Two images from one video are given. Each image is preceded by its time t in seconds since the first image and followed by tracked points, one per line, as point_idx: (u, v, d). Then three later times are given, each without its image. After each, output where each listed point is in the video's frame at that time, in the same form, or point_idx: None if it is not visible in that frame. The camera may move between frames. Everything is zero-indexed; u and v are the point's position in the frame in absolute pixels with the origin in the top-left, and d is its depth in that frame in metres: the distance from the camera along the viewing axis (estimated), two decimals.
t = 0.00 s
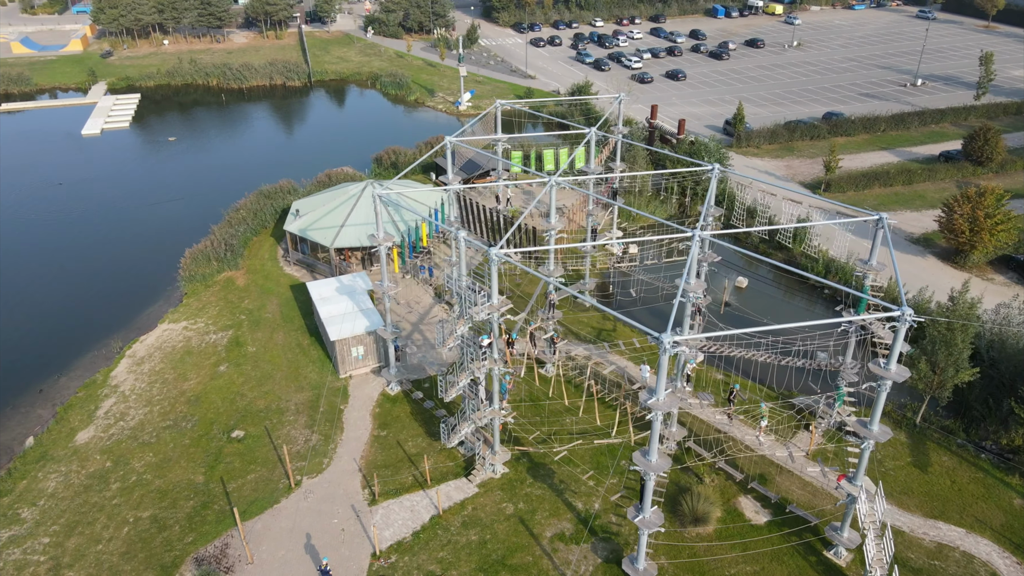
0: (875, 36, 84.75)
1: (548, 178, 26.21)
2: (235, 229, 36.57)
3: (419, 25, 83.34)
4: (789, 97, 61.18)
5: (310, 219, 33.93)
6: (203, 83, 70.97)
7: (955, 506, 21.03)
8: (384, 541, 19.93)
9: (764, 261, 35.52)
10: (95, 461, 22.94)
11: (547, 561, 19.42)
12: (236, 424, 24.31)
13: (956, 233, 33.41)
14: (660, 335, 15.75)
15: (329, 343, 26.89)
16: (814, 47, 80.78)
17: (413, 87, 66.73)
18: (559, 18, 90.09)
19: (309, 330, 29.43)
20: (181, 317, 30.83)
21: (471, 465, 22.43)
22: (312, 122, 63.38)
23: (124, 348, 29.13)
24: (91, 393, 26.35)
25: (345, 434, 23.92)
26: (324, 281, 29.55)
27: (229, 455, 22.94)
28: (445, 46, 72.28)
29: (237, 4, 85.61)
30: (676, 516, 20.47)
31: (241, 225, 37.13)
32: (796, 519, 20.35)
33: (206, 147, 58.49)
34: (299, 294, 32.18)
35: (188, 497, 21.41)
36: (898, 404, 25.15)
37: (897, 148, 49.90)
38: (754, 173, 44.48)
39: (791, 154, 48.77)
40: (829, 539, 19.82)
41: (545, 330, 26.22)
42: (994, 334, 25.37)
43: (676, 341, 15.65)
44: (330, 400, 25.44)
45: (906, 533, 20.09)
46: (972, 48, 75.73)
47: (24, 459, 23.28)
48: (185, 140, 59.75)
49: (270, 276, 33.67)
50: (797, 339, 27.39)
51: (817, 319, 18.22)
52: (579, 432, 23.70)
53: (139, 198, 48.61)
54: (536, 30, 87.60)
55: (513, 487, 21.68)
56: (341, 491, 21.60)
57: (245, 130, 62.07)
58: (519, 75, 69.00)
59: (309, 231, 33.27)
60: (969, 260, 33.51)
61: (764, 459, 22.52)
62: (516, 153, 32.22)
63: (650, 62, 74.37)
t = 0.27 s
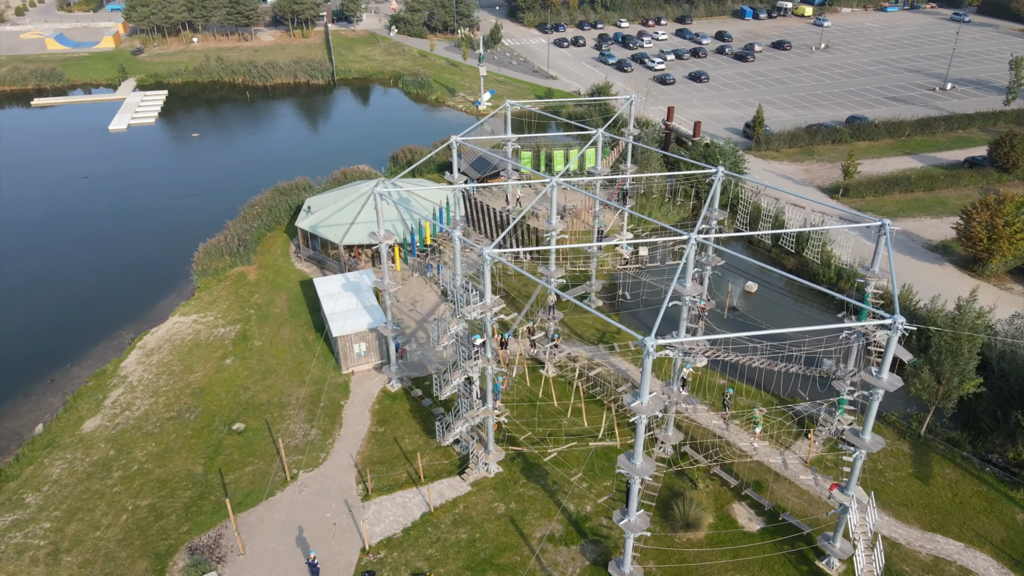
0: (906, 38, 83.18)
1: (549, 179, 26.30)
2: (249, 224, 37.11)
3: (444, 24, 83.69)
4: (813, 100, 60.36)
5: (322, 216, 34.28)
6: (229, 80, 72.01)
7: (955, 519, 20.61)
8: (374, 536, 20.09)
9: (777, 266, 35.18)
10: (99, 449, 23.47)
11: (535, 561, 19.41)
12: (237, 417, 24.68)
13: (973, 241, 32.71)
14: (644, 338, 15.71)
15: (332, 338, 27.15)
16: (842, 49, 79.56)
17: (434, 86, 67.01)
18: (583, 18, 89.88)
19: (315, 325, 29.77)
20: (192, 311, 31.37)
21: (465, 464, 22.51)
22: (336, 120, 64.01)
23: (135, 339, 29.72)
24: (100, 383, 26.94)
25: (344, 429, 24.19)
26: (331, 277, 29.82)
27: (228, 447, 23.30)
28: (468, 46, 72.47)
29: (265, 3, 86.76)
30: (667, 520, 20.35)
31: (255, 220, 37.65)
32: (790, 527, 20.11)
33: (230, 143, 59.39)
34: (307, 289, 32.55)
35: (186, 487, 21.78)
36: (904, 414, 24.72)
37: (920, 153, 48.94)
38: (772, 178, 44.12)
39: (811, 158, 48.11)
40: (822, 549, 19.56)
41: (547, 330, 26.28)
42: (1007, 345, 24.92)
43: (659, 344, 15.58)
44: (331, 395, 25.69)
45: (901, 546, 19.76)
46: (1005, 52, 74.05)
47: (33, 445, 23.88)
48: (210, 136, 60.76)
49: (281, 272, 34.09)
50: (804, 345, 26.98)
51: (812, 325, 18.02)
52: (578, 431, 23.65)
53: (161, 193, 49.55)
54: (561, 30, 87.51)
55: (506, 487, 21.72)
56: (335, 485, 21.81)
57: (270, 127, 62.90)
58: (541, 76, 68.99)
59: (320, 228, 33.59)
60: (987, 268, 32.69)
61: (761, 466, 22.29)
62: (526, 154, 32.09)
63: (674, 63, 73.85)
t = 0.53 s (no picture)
0: (939, 42, 81.52)
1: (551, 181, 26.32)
2: (263, 221, 37.62)
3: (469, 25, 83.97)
4: (837, 104, 59.46)
5: (333, 214, 34.63)
6: (255, 78, 73.00)
7: (954, 534, 20.19)
8: (365, 531, 20.26)
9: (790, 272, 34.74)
10: (105, 438, 24.00)
11: (523, 563, 19.42)
12: (239, 410, 25.06)
13: (992, 250, 32.10)
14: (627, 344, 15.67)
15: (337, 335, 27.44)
16: (871, 52, 78.25)
17: (456, 86, 67.28)
18: (609, 19, 89.55)
19: (321, 322, 30.10)
20: (204, 305, 31.91)
21: (459, 463, 22.60)
22: (360, 118, 64.54)
23: (147, 332, 30.33)
24: (110, 373, 27.53)
25: (342, 425, 24.42)
26: (338, 274, 30.11)
27: (229, 440, 23.68)
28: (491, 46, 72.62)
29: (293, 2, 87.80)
30: (657, 525, 20.23)
31: (270, 217, 38.17)
32: (783, 536, 19.86)
33: (254, 140, 60.25)
34: (316, 286, 32.91)
35: (185, 478, 22.17)
36: (909, 425, 24.26)
37: (945, 159, 47.94)
38: (790, 183, 43.70)
39: (831, 163, 47.40)
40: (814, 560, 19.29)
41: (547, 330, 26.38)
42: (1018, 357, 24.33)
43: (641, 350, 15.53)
44: (332, 391, 25.96)
45: (896, 559, 19.42)
46: None
47: (42, 432, 24.50)
48: (235, 133, 61.71)
49: (292, 268, 34.52)
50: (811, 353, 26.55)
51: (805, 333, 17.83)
52: (573, 433, 23.63)
53: (183, 188, 50.44)
54: (586, 31, 87.31)
55: (499, 487, 21.75)
56: (330, 480, 22.04)
57: (295, 124, 63.67)
58: (563, 77, 68.90)
59: (331, 225, 33.96)
60: (1005, 278, 32.08)
61: (756, 473, 22.07)
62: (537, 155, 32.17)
63: (698, 65, 73.26)
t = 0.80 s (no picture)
0: (973, 46, 79.76)
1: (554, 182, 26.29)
2: (278, 217, 38.15)
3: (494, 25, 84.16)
4: (863, 109, 58.51)
5: (345, 212, 34.98)
6: (281, 76, 73.92)
7: (953, 549, 19.77)
8: (356, 527, 20.47)
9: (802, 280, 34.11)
10: (111, 427, 24.56)
11: (511, 563, 19.45)
12: (242, 403, 25.46)
13: (1011, 260, 31.41)
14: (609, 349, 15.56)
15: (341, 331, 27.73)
16: (903, 56, 76.84)
17: (478, 87, 67.51)
18: (636, 21, 89.12)
19: (328, 318, 30.43)
20: (215, 299, 32.47)
21: (453, 461, 22.70)
22: (385, 117, 65.06)
23: (159, 325, 30.96)
24: (121, 364, 28.16)
25: (342, 421, 24.66)
26: (345, 272, 30.40)
27: (230, 432, 24.09)
28: (515, 46, 72.73)
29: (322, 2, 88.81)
30: (647, 530, 20.11)
31: (285, 213, 38.68)
32: (774, 546, 19.62)
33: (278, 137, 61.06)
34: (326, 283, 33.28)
35: (185, 469, 22.59)
36: (914, 437, 23.83)
37: (971, 166, 46.92)
38: (809, 188, 43.14)
39: (853, 168, 46.67)
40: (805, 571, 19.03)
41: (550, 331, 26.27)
42: None
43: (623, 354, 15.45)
44: (334, 387, 26.25)
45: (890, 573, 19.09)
46: None
47: (52, 420, 25.16)
48: (260, 130, 62.61)
49: (304, 264, 34.94)
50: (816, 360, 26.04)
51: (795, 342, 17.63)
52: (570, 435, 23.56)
53: (205, 184, 51.32)
54: (612, 32, 86.99)
55: (492, 487, 21.80)
56: (326, 475, 22.30)
57: (321, 122, 64.46)
58: (586, 78, 68.77)
59: (343, 223, 34.30)
60: None
61: (752, 480, 21.83)
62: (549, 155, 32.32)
63: (723, 68, 72.59)
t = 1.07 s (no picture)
0: (1008, 50, 77.88)
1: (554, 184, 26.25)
2: (292, 214, 38.63)
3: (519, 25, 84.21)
4: (889, 114, 57.47)
5: (356, 209, 35.30)
6: (306, 75, 74.73)
7: (948, 564, 19.37)
8: (346, 522, 20.68)
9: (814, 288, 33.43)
10: (117, 416, 25.10)
11: (497, 563, 19.50)
12: (244, 396, 25.85)
13: None
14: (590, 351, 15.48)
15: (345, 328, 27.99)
16: (934, 60, 75.31)
17: (500, 87, 67.59)
18: (662, 22, 88.59)
19: (334, 315, 30.74)
20: (226, 294, 32.99)
21: (447, 459, 22.81)
22: (410, 116, 65.50)
23: (171, 318, 31.55)
24: (131, 355, 28.76)
25: (341, 417, 24.90)
26: (351, 268, 30.66)
27: (230, 425, 24.47)
28: (538, 47, 72.71)
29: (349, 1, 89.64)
30: (636, 534, 20.01)
31: (299, 210, 39.14)
32: (764, 554, 19.41)
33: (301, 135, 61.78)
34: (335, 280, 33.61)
35: (185, 459, 23.02)
36: (917, 448, 23.41)
37: (997, 173, 45.84)
38: (827, 193, 42.56)
39: (874, 174, 45.88)
40: None
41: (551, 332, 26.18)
42: None
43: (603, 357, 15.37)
44: (335, 383, 26.52)
45: None
46: None
47: (61, 409, 25.80)
48: (286, 127, 63.37)
49: (315, 260, 35.34)
50: (818, 369, 25.70)
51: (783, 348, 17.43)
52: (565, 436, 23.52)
53: (225, 180, 52.13)
54: (637, 33, 86.54)
55: (484, 486, 21.86)
56: (321, 470, 22.56)
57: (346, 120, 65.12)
58: (608, 79, 68.49)
59: (353, 221, 34.60)
60: None
61: (747, 487, 21.61)
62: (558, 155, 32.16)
63: (748, 71, 71.82)
